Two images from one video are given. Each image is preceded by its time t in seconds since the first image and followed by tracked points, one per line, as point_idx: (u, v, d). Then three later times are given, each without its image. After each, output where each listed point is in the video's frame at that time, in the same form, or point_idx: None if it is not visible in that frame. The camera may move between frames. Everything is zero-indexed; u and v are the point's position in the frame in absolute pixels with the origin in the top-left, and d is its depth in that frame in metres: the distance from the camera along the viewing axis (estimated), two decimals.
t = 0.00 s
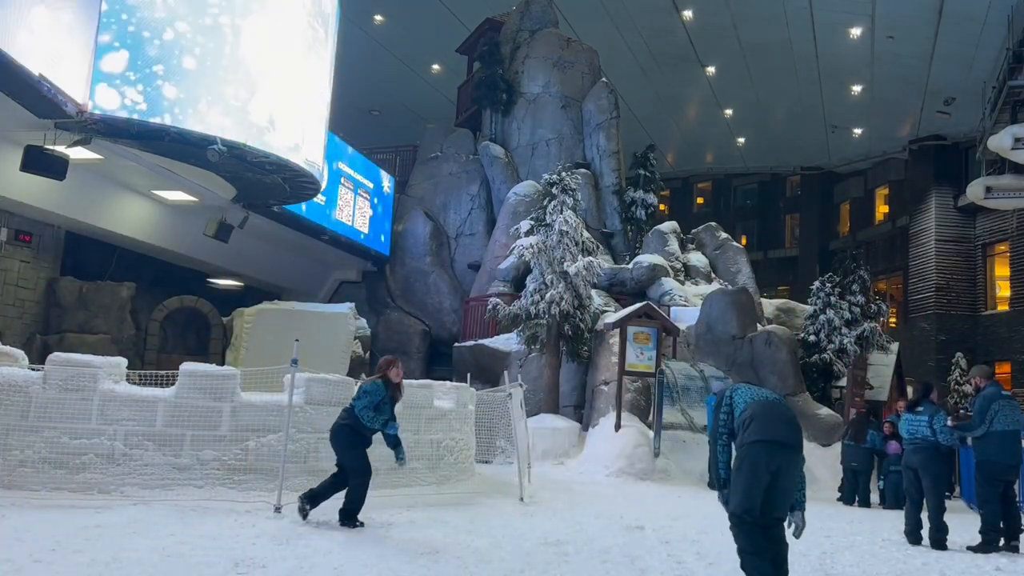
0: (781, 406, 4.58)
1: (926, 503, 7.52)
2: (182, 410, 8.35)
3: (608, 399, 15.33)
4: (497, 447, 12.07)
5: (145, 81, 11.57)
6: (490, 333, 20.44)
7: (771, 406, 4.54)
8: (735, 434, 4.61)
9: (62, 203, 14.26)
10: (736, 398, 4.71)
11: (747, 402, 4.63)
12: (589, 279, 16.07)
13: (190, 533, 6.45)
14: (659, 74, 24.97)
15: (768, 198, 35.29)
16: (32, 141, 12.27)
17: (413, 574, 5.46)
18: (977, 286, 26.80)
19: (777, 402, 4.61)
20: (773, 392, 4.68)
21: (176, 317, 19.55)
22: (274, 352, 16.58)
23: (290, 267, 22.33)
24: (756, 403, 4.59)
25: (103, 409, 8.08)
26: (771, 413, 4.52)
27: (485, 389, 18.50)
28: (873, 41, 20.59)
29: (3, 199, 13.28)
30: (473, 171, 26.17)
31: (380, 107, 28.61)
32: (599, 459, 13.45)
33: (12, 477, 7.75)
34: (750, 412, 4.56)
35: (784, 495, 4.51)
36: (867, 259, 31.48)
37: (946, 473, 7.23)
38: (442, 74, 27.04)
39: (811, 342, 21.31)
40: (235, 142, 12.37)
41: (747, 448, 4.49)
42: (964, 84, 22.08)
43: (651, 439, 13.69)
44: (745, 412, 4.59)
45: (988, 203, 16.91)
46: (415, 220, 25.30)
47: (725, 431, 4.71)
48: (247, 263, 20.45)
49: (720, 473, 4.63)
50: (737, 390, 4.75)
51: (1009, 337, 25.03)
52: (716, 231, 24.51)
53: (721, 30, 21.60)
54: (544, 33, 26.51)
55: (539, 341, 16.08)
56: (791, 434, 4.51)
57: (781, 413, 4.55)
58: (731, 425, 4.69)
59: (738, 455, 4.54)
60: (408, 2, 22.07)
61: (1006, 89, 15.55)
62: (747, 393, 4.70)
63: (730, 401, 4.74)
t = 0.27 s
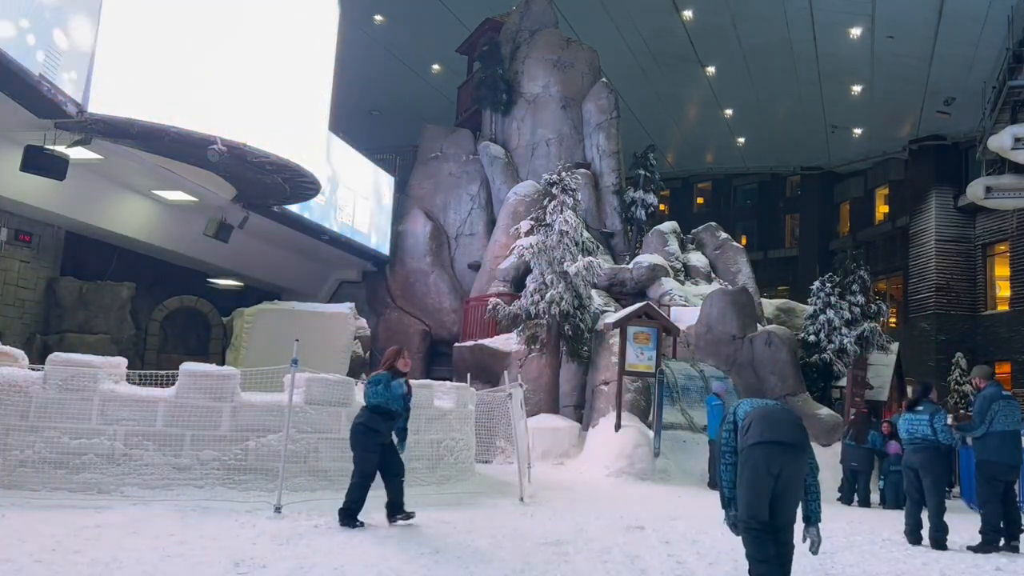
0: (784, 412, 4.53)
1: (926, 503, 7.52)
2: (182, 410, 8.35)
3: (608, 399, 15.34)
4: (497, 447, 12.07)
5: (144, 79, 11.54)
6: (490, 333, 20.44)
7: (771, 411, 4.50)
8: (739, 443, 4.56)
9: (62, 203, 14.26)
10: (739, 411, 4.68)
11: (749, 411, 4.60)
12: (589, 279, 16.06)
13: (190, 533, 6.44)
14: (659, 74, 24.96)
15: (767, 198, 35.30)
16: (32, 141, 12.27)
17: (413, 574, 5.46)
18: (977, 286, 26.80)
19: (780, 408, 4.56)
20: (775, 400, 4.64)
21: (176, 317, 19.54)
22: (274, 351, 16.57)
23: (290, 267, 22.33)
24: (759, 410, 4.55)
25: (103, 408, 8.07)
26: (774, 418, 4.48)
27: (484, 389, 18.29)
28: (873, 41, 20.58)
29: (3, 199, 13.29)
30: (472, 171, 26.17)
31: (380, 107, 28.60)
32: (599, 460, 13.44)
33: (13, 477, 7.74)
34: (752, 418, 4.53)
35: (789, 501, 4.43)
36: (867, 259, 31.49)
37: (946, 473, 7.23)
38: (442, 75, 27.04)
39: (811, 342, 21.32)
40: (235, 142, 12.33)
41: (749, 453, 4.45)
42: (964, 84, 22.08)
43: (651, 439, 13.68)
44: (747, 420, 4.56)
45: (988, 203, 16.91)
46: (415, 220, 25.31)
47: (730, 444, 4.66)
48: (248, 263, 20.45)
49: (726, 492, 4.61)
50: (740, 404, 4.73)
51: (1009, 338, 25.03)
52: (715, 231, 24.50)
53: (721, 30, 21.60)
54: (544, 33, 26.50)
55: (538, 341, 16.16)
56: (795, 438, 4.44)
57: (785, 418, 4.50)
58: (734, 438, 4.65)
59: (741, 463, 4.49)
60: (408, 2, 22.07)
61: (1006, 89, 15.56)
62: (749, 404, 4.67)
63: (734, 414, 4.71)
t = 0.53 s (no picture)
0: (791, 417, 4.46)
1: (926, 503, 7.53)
2: (182, 410, 8.35)
3: (608, 400, 15.34)
4: (497, 447, 12.07)
5: (145, 78, 11.46)
6: (490, 333, 20.44)
7: (775, 422, 4.40)
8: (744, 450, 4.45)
9: (62, 203, 14.27)
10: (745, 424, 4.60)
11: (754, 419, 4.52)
12: (589, 279, 16.07)
13: (190, 533, 6.44)
14: (659, 74, 24.96)
15: (768, 198, 35.31)
16: (32, 142, 12.28)
17: (413, 574, 5.46)
18: (977, 286, 26.80)
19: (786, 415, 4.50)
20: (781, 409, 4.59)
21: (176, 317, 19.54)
22: (274, 351, 16.57)
23: (290, 267, 22.34)
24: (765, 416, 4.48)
25: (103, 409, 8.08)
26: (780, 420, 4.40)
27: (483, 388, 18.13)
28: (873, 41, 20.58)
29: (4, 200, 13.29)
30: (472, 171, 26.17)
31: (380, 107, 28.60)
32: (599, 459, 13.43)
33: (12, 478, 7.73)
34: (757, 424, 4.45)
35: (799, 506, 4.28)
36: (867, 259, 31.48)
37: (945, 472, 7.23)
38: (441, 75, 27.04)
39: (811, 342, 21.32)
40: (235, 142, 12.34)
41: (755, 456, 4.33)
42: (964, 84, 22.08)
43: (651, 439, 13.67)
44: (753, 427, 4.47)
45: (988, 203, 16.91)
46: (415, 220, 25.33)
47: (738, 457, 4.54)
48: (248, 263, 20.46)
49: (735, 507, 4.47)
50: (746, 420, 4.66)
51: (1009, 338, 25.03)
52: (715, 231, 24.50)
53: (721, 30, 21.59)
54: (544, 33, 26.49)
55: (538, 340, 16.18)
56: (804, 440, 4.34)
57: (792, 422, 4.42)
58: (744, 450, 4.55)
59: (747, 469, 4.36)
60: (408, 2, 22.06)
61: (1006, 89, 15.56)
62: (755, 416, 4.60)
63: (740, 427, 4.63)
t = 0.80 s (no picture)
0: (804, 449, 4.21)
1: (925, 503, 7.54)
2: (182, 410, 8.35)
3: (608, 400, 15.34)
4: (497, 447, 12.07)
5: (144, 79, 11.44)
6: (490, 333, 20.43)
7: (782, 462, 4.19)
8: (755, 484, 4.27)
9: (62, 203, 14.26)
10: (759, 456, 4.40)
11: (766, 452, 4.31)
12: (589, 279, 16.07)
13: (190, 533, 6.44)
14: (659, 73, 24.96)
15: (768, 198, 35.32)
16: (32, 141, 12.28)
17: (413, 574, 5.45)
18: (977, 286, 26.79)
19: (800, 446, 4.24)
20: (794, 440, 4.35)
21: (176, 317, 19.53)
22: (274, 351, 16.56)
23: (290, 267, 22.34)
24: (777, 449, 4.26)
25: (103, 409, 8.08)
26: (792, 454, 4.16)
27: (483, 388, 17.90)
28: (873, 41, 20.58)
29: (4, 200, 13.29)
30: (472, 171, 26.14)
31: (380, 107, 28.60)
32: (599, 459, 13.42)
33: (12, 477, 7.72)
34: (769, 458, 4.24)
35: (810, 537, 4.15)
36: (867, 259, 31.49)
37: (945, 473, 7.23)
38: (441, 74, 27.02)
39: (811, 342, 21.32)
40: (235, 143, 12.34)
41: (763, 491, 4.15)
42: (964, 84, 22.08)
43: (651, 440, 13.67)
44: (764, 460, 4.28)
45: (988, 203, 16.93)
46: (415, 220, 25.33)
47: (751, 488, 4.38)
48: (248, 263, 20.46)
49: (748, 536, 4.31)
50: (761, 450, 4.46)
51: (1009, 338, 25.03)
52: (715, 231, 24.51)
53: (721, 30, 21.60)
54: (544, 33, 26.47)
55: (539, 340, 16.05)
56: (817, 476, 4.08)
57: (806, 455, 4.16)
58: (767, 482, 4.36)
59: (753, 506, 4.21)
60: (408, 2, 22.07)
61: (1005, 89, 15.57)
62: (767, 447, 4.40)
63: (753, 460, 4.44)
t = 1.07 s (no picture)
0: (817, 481, 3.79)
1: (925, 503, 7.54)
2: (182, 410, 8.36)
3: (608, 400, 15.35)
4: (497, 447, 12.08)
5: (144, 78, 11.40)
6: (490, 333, 20.42)
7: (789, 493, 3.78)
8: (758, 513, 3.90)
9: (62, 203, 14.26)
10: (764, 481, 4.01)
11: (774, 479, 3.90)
12: (589, 279, 16.07)
13: (191, 533, 6.44)
14: (659, 74, 24.96)
15: (768, 198, 35.33)
16: (32, 141, 12.28)
17: (413, 574, 5.45)
18: (977, 286, 26.79)
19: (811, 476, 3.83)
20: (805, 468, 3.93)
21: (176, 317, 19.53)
22: (274, 352, 16.55)
23: (290, 267, 22.35)
24: (786, 478, 3.84)
25: (103, 409, 8.08)
26: (803, 488, 3.74)
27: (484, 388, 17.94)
28: (873, 41, 20.58)
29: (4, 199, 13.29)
30: (473, 171, 26.13)
31: (380, 107, 28.61)
32: (599, 459, 13.42)
33: (12, 477, 7.72)
34: (776, 488, 3.82)
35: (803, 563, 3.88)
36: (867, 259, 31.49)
37: (945, 473, 7.23)
38: (442, 74, 27.02)
39: (811, 342, 21.32)
40: (234, 143, 12.34)
41: (767, 526, 3.78)
42: (964, 84, 22.08)
43: (651, 440, 13.67)
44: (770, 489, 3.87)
45: (988, 203, 16.93)
46: (415, 220, 25.35)
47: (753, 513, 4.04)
48: (248, 263, 20.46)
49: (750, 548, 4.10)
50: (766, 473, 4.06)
51: (1009, 338, 25.02)
52: (715, 231, 24.51)
53: (721, 30, 21.60)
54: (544, 34, 26.47)
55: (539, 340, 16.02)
56: (829, 516, 3.68)
57: (819, 489, 3.75)
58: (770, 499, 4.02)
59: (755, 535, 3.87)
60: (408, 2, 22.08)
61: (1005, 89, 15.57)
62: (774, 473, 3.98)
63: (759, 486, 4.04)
